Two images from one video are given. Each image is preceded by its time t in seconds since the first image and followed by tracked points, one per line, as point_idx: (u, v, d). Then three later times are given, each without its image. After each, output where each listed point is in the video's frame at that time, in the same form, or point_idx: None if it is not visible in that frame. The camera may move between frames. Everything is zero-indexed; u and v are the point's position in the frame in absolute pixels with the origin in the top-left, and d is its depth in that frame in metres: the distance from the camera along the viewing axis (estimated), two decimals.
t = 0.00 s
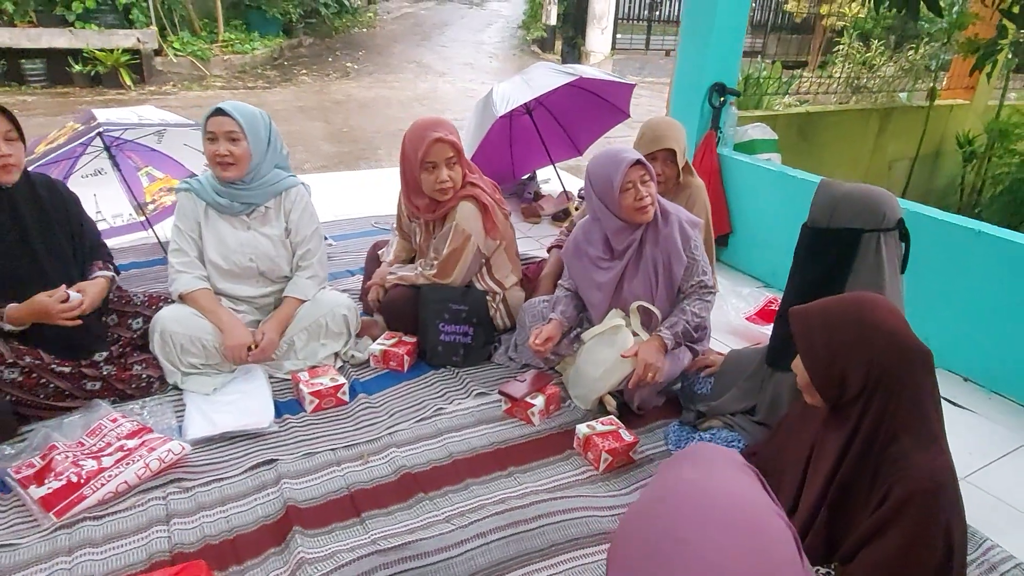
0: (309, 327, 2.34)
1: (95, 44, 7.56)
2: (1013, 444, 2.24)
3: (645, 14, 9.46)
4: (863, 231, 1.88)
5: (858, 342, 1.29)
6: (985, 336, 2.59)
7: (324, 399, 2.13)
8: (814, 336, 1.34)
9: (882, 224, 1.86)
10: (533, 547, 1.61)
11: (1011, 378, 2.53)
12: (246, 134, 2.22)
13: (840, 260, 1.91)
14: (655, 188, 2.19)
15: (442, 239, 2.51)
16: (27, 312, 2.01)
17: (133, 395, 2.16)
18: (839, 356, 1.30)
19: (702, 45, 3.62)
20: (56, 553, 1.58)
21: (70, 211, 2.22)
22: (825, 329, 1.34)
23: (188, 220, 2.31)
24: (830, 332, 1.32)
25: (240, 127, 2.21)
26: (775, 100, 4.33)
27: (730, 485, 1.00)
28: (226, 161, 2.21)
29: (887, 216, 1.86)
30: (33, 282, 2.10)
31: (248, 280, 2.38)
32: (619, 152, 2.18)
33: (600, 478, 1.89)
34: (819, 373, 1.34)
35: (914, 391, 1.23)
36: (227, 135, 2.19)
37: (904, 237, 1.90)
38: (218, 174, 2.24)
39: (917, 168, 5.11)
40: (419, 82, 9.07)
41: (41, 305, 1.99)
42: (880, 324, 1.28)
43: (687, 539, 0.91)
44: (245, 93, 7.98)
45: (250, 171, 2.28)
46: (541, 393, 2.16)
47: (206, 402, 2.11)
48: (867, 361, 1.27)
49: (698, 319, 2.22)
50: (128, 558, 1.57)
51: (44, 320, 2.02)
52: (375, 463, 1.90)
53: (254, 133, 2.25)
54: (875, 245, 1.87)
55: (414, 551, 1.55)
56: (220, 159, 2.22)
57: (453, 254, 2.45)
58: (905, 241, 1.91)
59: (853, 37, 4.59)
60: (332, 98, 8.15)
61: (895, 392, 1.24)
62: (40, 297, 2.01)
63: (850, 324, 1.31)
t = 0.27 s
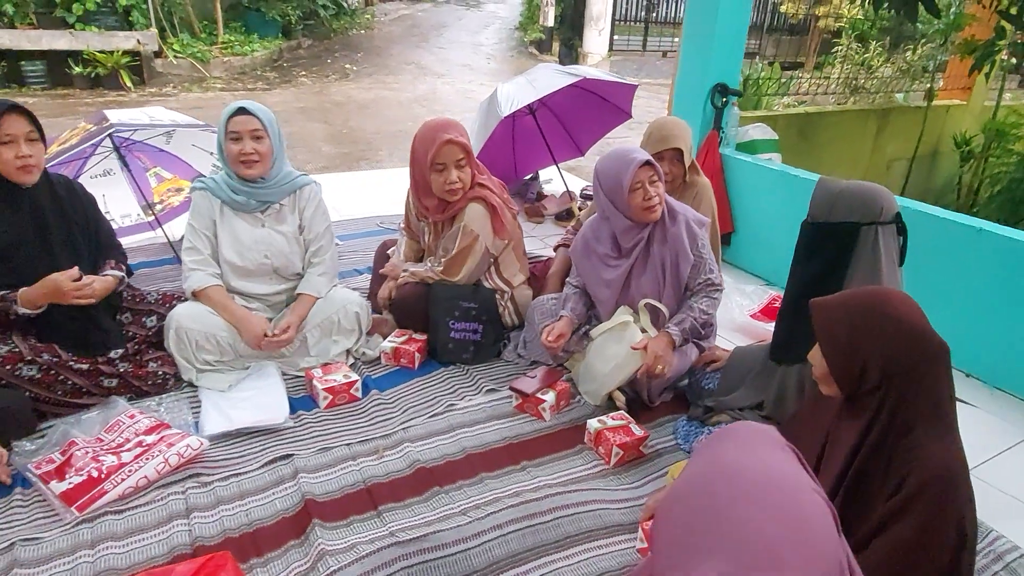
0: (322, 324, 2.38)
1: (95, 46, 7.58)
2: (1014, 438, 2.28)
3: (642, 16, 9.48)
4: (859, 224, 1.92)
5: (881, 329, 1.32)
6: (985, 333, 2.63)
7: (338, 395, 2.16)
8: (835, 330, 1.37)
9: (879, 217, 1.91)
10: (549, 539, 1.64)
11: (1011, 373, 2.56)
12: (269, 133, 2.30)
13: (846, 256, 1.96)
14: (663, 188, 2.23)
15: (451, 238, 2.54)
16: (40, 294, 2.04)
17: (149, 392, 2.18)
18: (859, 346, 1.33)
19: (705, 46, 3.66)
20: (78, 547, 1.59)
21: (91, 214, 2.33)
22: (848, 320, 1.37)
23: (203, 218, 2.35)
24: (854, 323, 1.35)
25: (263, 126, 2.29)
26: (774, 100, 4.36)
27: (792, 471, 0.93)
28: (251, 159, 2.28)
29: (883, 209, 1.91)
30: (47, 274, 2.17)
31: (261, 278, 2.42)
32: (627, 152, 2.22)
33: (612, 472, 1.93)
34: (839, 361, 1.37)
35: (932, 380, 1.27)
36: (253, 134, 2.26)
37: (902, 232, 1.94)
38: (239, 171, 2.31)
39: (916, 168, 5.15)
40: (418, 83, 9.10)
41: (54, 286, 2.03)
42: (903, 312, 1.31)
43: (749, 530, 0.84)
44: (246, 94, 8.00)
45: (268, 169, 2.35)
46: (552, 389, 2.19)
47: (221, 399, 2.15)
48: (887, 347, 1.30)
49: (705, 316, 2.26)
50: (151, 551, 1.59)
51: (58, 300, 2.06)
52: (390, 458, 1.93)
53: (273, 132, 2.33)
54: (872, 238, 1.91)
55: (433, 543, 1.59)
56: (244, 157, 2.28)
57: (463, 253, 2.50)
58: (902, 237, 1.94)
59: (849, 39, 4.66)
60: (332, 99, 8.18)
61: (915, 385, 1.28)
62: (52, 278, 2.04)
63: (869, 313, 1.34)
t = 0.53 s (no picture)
0: (328, 325, 2.39)
1: (94, 49, 7.58)
2: (1016, 438, 2.29)
3: (639, 19, 9.47)
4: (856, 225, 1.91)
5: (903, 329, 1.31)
6: (985, 333, 2.65)
7: (344, 396, 2.17)
8: (862, 333, 1.35)
9: (877, 218, 1.90)
10: (559, 538, 1.65)
11: (1011, 374, 2.58)
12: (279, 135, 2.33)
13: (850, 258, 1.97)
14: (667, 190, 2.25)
15: (456, 240, 2.55)
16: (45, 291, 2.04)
17: (156, 393, 2.19)
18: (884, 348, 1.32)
19: (705, 49, 3.69)
20: (90, 547, 1.59)
21: (100, 216, 2.35)
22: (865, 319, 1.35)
23: (209, 220, 2.35)
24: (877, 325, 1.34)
25: (273, 128, 2.31)
26: (772, 103, 4.39)
27: (815, 455, 0.96)
28: (262, 161, 2.30)
29: (879, 210, 1.90)
30: (52, 273, 2.18)
31: (267, 280, 2.43)
32: (632, 155, 2.23)
33: (619, 472, 1.93)
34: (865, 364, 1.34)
35: (953, 374, 1.28)
36: (264, 136, 2.28)
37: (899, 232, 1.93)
38: (248, 172, 2.32)
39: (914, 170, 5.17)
40: (416, 87, 9.11)
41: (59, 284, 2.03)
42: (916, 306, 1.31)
43: (771, 506, 0.87)
44: (244, 97, 8.01)
45: (277, 171, 2.37)
46: (558, 390, 2.21)
47: (229, 400, 2.15)
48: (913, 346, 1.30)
49: (711, 317, 2.27)
50: (163, 551, 1.59)
51: (60, 298, 2.05)
52: (398, 459, 1.94)
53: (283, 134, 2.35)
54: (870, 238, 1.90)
55: (444, 542, 1.60)
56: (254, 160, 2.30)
57: (468, 254, 2.51)
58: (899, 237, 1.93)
59: (847, 42, 4.74)
60: (330, 102, 8.18)
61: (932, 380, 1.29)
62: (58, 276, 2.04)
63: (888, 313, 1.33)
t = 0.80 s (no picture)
0: (330, 329, 2.40)
1: (89, 52, 7.55)
2: (1015, 441, 2.30)
3: (634, 23, 9.43)
4: (852, 231, 1.90)
5: (932, 338, 1.35)
6: (985, 336, 2.66)
7: (348, 400, 2.17)
8: (905, 339, 1.36)
9: (872, 223, 1.88)
10: (565, 542, 1.66)
11: (1011, 377, 2.59)
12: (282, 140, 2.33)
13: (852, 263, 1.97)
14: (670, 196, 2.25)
15: (458, 244, 2.56)
16: (45, 291, 2.03)
17: (159, 397, 2.18)
18: (913, 358, 1.34)
19: (703, 52, 3.71)
20: (96, 552, 1.59)
21: (102, 219, 2.34)
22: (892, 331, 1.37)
23: (211, 223, 2.35)
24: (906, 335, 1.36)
25: (276, 132, 2.31)
26: (768, 107, 4.41)
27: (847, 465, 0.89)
28: (265, 165, 2.30)
29: (875, 214, 1.87)
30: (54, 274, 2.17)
31: (269, 284, 2.42)
32: (635, 160, 2.23)
33: (623, 475, 1.94)
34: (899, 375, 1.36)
35: (965, 373, 1.36)
36: (267, 140, 2.28)
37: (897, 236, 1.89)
38: (250, 175, 2.32)
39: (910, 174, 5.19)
40: (412, 90, 9.11)
41: (59, 283, 2.02)
42: (938, 312, 1.36)
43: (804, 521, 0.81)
44: (241, 101, 7.99)
45: (280, 175, 2.37)
46: (561, 393, 2.21)
47: (232, 404, 2.15)
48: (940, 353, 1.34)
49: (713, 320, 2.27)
50: (169, 556, 1.59)
51: (60, 297, 2.04)
52: (403, 462, 1.94)
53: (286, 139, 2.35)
54: (866, 243, 1.89)
55: (451, 546, 1.60)
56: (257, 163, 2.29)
57: (469, 258, 2.51)
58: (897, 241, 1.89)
59: (843, 46, 4.72)
60: (327, 105, 8.18)
61: (948, 382, 1.36)
62: (58, 275, 2.03)
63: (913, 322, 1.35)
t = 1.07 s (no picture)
0: (330, 333, 2.38)
1: (79, 55, 7.51)
2: (1014, 442, 2.31)
3: (627, 25, 9.42)
4: (848, 233, 1.90)
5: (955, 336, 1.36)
6: (982, 337, 2.67)
7: (348, 405, 2.16)
8: (936, 341, 1.35)
9: (867, 226, 1.89)
10: (569, 546, 1.65)
11: (1008, 377, 2.60)
12: (280, 144, 2.31)
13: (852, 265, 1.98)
14: (668, 202, 2.24)
15: (457, 247, 2.55)
16: (48, 296, 2.03)
17: (156, 404, 2.17)
18: (939, 357, 1.34)
19: (699, 55, 3.72)
20: (96, 560, 1.57)
21: (97, 224, 2.32)
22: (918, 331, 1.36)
23: (208, 228, 2.33)
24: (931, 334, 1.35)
25: (274, 135, 2.29)
26: (762, 109, 4.43)
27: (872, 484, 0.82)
28: (263, 170, 2.28)
29: (871, 217, 1.89)
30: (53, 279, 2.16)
31: (267, 289, 2.40)
32: (634, 163, 2.23)
33: (626, 479, 1.94)
34: (927, 375, 1.35)
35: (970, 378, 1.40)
36: (265, 145, 2.26)
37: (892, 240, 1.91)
38: (248, 180, 2.30)
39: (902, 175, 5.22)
40: (405, 93, 9.09)
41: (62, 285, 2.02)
42: (954, 309, 1.37)
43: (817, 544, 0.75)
44: (233, 103, 7.96)
45: (278, 179, 2.35)
46: (562, 397, 2.21)
47: (231, 410, 2.14)
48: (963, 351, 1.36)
49: (715, 322, 2.26)
50: (170, 564, 1.57)
51: (66, 301, 2.05)
52: (405, 467, 1.93)
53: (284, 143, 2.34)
54: (861, 245, 1.89)
55: (456, 551, 1.59)
56: (255, 168, 2.28)
57: (468, 262, 2.50)
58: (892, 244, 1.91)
59: (837, 48, 4.74)
60: (319, 108, 8.14)
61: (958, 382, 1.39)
62: (60, 278, 2.04)
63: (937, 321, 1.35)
